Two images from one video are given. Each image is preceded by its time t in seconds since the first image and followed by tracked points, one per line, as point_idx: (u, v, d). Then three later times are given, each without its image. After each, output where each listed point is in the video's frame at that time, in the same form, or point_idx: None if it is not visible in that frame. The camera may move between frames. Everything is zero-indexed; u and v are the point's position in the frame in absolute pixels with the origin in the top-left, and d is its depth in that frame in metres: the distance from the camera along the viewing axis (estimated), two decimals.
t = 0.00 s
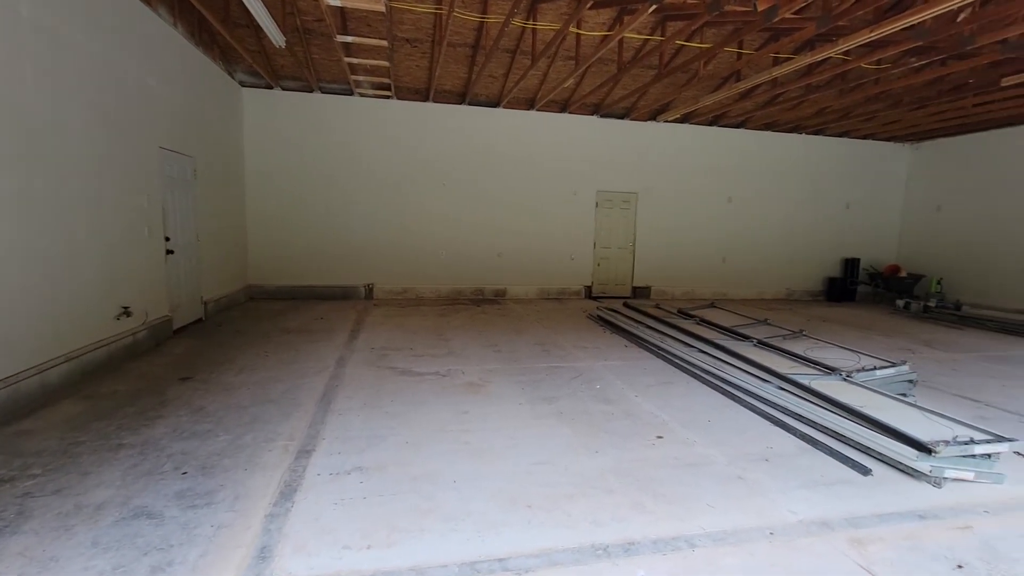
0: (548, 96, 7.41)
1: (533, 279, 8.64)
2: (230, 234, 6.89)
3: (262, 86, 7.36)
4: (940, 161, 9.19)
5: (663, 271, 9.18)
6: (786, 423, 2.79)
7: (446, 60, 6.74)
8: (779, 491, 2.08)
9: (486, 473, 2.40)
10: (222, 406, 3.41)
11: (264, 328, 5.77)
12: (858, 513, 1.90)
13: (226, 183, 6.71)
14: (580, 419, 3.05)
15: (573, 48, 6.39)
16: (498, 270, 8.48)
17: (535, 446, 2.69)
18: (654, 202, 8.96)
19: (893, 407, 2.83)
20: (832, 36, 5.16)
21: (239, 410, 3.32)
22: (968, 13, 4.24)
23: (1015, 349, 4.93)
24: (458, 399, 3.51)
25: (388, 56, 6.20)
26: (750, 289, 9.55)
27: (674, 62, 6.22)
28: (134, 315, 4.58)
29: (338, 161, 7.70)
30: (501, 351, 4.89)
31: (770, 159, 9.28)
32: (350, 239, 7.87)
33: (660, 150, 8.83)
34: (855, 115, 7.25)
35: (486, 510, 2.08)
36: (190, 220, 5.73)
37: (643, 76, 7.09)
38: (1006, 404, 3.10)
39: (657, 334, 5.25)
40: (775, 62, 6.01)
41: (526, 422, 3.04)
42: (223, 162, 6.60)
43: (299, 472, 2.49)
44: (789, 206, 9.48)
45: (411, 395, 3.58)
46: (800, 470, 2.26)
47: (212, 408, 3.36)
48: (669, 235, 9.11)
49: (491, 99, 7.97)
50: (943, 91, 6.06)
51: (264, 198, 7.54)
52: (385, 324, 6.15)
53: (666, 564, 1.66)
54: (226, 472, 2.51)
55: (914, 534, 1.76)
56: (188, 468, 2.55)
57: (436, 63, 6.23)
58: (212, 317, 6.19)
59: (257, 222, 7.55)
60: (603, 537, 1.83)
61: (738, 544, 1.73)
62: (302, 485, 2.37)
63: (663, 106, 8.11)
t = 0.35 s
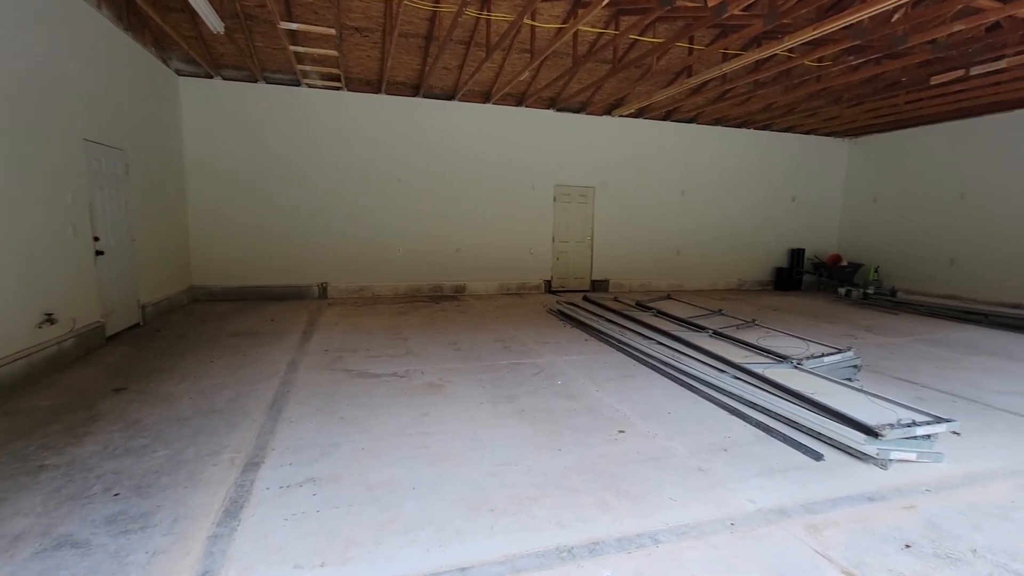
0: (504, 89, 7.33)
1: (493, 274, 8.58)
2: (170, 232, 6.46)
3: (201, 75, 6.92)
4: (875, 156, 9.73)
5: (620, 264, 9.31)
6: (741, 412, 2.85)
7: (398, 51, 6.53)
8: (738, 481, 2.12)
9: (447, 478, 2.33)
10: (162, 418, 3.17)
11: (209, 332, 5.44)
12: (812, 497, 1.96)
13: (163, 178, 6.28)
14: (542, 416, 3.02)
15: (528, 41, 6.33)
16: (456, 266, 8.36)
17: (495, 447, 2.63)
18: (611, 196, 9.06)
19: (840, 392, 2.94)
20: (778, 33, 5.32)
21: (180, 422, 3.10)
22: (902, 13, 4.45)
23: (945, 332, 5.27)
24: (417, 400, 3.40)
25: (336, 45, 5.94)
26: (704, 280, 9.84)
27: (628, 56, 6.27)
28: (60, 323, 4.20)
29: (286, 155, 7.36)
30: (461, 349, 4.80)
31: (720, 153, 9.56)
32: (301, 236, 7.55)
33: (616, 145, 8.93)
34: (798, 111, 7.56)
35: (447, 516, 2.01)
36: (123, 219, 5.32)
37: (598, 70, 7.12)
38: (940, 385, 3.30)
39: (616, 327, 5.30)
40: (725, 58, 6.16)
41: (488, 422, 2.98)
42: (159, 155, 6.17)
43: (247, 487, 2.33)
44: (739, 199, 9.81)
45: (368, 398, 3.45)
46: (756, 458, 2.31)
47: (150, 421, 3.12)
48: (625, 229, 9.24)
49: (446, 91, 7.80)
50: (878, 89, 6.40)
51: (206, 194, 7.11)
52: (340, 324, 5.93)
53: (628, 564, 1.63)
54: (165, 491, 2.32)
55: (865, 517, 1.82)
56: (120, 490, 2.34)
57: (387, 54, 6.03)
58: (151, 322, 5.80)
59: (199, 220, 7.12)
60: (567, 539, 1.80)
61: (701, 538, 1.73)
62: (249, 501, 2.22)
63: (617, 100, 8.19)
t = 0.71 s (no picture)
0: (420, 81, 7.11)
1: (417, 273, 8.35)
2: (37, 240, 5.59)
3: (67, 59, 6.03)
4: (768, 149, 10.65)
5: (544, 257, 9.43)
6: (670, 397, 2.95)
7: (303, 39, 6.09)
8: (673, 466, 2.18)
9: (382, 494, 2.18)
10: (35, 458, 2.70)
11: (94, 353, 4.78)
12: (740, 475, 2.06)
13: (23, 178, 5.40)
14: (478, 418, 2.94)
15: (443, 32, 6.16)
16: (378, 267, 8.03)
17: (432, 455, 2.52)
18: (533, 191, 9.14)
19: (755, 371, 3.15)
20: (683, 32, 5.60)
21: (60, 461, 2.66)
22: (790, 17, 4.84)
23: (834, 308, 5.88)
24: (343, 413, 3.18)
25: (232, 30, 5.42)
26: (623, 270, 10.24)
27: (544, 51, 6.31)
28: None
29: (178, 152, 6.64)
30: (388, 354, 4.59)
31: (633, 147, 9.98)
32: (202, 241, 6.87)
33: (535, 139, 9.01)
34: (702, 107, 8.05)
35: (384, 536, 1.88)
36: None
37: (515, 64, 7.11)
38: (836, 357, 3.65)
39: (544, 321, 5.34)
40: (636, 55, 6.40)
41: (422, 429, 2.85)
42: (17, 151, 5.29)
43: (149, 530, 2.03)
44: (652, 191, 10.31)
45: (288, 415, 3.18)
46: (687, 442, 2.39)
47: (19, 464, 2.65)
48: (548, 223, 9.37)
49: (358, 83, 7.42)
50: (769, 87, 6.97)
51: (81, 196, 6.24)
52: (253, 335, 5.46)
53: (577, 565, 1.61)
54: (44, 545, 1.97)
55: (789, 489, 1.93)
56: None
57: (291, 42, 5.60)
58: (18, 346, 4.98)
59: (75, 226, 6.24)
60: (513, 546, 1.74)
61: (644, 528, 1.75)
62: (152, 545, 1.93)
63: (535, 95, 8.26)
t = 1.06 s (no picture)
0: (326, 70, 6.69)
1: (329, 274, 7.88)
2: None
3: None
4: (670, 150, 11.38)
5: (464, 254, 9.33)
6: (597, 391, 3.03)
7: (189, 17, 5.47)
8: (607, 460, 2.23)
9: (308, 519, 2.01)
10: None
11: None
12: (668, 464, 2.16)
13: None
14: (408, 426, 2.82)
15: (351, 19, 5.83)
16: (286, 268, 7.47)
17: (360, 470, 2.37)
18: (450, 187, 8.99)
19: (673, 361, 3.33)
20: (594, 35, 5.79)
21: None
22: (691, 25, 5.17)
23: (733, 297, 6.42)
24: (255, 431, 2.90)
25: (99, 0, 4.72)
26: (541, 266, 10.44)
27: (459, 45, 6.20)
28: None
29: (34, 139, 5.70)
30: (303, 362, 4.28)
31: (547, 145, 10.19)
32: (69, 242, 5.96)
33: (451, 135, 8.87)
34: (611, 108, 8.40)
35: (313, 567, 1.72)
36: None
37: (429, 56, 6.93)
38: (739, 343, 3.97)
39: (468, 320, 5.28)
40: (549, 54, 6.51)
41: (347, 443, 2.67)
42: None
43: None
44: (567, 188, 10.61)
45: (189, 438, 2.84)
46: (617, 435, 2.47)
47: None
48: (467, 219, 9.27)
49: (256, 68, 6.82)
50: (671, 92, 7.43)
51: None
52: (139, 348, 4.82)
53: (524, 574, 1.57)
54: None
55: (713, 474, 2.06)
56: None
57: (175, 19, 4.99)
58: None
59: None
60: (455, 562, 1.67)
61: (585, 528, 1.77)
62: None
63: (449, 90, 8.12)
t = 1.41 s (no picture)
0: (255, 56, 6.29)
1: (262, 273, 7.44)
2: None
3: None
4: (610, 149, 11.69)
5: (406, 252, 9.11)
6: (545, 391, 3.05)
7: None
8: (559, 459, 2.25)
9: (246, 540, 1.87)
10: None
11: None
12: (618, 460, 2.20)
13: None
14: (353, 434, 2.70)
15: (283, 4, 5.51)
16: (213, 267, 6.96)
17: (302, 483, 2.25)
18: (391, 183, 8.74)
19: (618, 358, 3.41)
20: (537, 33, 5.82)
21: None
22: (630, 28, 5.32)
23: (670, 293, 6.69)
24: (182, 446, 2.68)
25: None
26: (485, 263, 10.42)
27: (400, 37, 6.02)
28: None
29: None
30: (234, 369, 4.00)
31: (490, 142, 10.16)
32: None
33: (391, 129, 8.62)
34: (553, 106, 8.50)
35: None
36: None
37: (367, 47, 6.69)
38: (679, 339, 4.14)
39: (412, 320, 5.15)
40: (493, 50, 6.48)
41: (287, 454, 2.52)
42: None
43: None
44: (510, 185, 10.63)
45: (104, 457, 2.57)
46: (568, 434, 2.49)
47: None
48: (409, 216, 9.06)
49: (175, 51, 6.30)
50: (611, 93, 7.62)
51: None
52: (40, 357, 4.31)
53: None
54: None
55: (660, 468, 2.13)
56: None
57: None
58: None
59: None
60: None
61: (541, 530, 1.77)
62: None
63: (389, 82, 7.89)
